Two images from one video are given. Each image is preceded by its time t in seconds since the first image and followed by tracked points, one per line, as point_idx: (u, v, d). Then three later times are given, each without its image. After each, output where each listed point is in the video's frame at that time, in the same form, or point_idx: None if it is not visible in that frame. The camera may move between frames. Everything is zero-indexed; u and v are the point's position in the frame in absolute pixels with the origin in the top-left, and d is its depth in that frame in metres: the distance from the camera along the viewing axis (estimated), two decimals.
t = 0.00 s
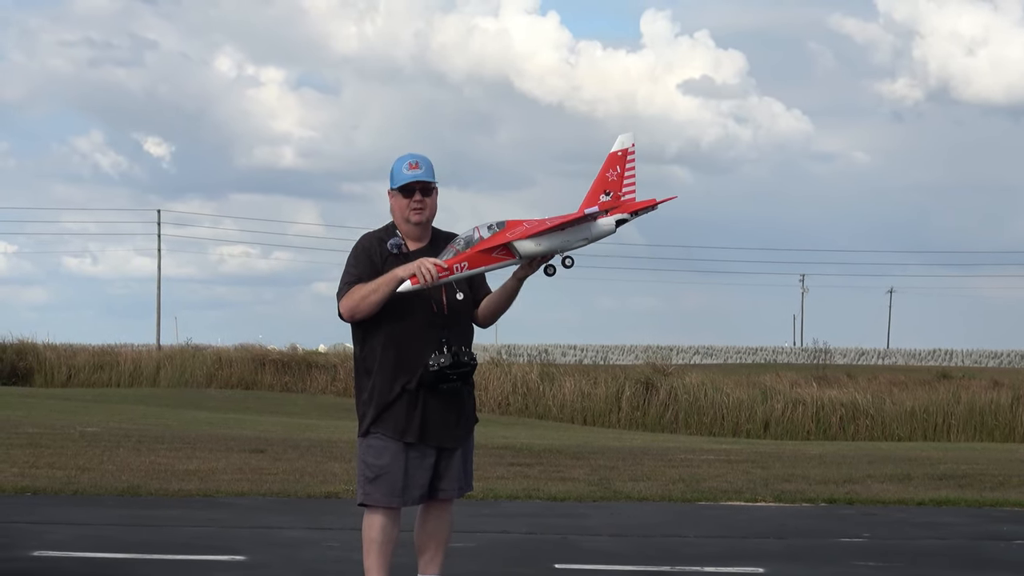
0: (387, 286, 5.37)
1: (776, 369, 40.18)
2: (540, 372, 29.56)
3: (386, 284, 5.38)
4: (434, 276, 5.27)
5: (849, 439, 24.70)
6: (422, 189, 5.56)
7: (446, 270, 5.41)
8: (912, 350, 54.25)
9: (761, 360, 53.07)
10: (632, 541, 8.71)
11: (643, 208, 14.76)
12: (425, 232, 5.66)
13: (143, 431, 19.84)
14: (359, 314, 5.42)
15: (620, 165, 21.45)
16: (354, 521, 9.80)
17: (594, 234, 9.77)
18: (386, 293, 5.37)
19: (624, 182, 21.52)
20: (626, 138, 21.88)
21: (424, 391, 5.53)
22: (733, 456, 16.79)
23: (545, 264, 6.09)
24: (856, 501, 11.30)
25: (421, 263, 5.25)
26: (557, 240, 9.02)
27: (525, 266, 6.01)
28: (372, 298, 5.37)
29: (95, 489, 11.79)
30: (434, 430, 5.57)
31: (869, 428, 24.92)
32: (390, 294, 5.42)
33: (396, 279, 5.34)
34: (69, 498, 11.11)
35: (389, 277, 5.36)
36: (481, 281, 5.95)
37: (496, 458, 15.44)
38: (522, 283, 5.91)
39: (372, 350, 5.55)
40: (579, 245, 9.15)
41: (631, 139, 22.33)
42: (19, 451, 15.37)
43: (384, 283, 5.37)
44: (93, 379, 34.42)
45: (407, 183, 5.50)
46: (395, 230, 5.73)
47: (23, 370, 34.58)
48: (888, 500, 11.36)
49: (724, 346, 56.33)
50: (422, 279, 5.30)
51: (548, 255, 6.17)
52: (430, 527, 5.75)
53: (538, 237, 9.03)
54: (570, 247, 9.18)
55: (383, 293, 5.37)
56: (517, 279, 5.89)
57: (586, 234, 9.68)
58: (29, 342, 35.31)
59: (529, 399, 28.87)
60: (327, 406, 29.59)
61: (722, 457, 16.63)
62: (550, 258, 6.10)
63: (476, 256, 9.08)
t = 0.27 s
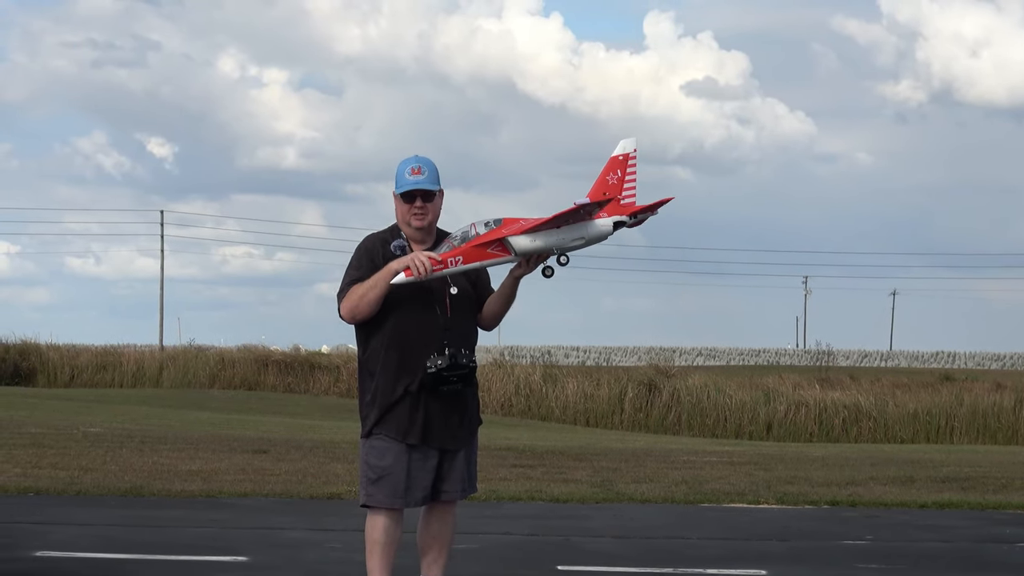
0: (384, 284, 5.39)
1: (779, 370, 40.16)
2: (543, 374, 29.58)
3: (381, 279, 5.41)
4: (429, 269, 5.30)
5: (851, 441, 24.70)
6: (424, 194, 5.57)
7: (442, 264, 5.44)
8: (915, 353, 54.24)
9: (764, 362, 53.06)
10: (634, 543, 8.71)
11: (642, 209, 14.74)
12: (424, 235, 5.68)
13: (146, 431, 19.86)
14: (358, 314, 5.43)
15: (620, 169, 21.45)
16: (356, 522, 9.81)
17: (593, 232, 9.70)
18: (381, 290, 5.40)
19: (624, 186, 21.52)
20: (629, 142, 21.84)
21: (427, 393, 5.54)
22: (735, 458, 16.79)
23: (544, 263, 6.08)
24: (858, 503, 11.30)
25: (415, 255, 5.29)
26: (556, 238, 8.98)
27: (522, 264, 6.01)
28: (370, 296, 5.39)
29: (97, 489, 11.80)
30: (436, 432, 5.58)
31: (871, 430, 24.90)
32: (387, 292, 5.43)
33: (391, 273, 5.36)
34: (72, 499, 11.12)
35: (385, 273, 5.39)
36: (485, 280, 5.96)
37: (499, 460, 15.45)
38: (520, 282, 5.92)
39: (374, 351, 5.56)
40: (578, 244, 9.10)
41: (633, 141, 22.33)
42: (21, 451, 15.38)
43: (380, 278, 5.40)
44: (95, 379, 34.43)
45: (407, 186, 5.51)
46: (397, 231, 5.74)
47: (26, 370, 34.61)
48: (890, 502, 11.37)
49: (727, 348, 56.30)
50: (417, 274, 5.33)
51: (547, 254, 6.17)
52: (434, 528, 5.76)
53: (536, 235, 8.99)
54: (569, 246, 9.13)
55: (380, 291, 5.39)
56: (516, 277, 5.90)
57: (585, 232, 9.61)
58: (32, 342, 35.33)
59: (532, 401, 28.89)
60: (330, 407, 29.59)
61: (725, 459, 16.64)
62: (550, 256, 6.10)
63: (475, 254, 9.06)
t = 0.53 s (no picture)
0: (388, 285, 5.40)
1: (781, 373, 40.13)
2: (545, 375, 29.58)
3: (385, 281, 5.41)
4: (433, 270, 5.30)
5: (853, 443, 24.69)
6: (427, 192, 5.57)
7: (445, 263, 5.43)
8: (917, 355, 54.22)
9: (766, 364, 53.05)
10: (636, 544, 8.71)
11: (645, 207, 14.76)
12: (427, 234, 5.68)
13: (149, 431, 19.87)
14: (361, 314, 5.43)
15: (623, 167, 21.49)
16: (358, 523, 9.82)
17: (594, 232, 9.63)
18: (384, 291, 5.40)
19: (627, 184, 21.55)
20: (630, 142, 21.88)
21: (428, 394, 5.54)
22: (737, 460, 16.78)
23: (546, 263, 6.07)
24: (860, 505, 11.30)
25: (420, 256, 5.27)
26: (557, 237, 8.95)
27: (524, 264, 6.00)
28: (374, 295, 5.40)
29: (99, 489, 11.80)
30: (438, 433, 5.58)
31: (873, 432, 24.90)
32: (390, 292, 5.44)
33: (396, 273, 5.36)
34: (74, 498, 11.14)
35: (389, 274, 5.38)
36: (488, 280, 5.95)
37: (501, 461, 15.45)
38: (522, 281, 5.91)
39: (376, 352, 5.57)
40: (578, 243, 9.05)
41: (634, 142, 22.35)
42: (24, 451, 15.40)
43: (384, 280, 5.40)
44: (97, 379, 34.47)
45: (410, 187, 5.51)
46: (399, 232, 5.75)
47: (28, 370, 34.63)
48: (892, 504, 11.36)
49: (728, 350, 56.29)
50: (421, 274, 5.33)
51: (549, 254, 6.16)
52: (436, 529, 5.76)
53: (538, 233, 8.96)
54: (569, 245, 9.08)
55: (383, 292, 5.40)
56: (517, 277, 5.89)
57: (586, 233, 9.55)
58: (35, 342, 35.36)
59: (534, 402, 28.91)
60: (332, 408, 29.60)
61: (727, 461, 16.64)
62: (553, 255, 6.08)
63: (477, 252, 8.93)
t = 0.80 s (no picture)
0: (383, 273, 5.38)
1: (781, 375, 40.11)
2: (546, 377, 29.57)
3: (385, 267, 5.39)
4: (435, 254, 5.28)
5: (854, 446, 24.67)
6: (441, 194, 5.59)
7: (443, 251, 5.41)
8: (918, 358, 54.19)
9: (766, 367, 53.02)
10: (637, 547, 8.71)
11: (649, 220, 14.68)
12: (434, 235, 5.68)
13: (149, 433, 19.87)
14: (359, 302, 5.42)
15: (625, 176, 21.36)
16: (359, 525, 9.82)
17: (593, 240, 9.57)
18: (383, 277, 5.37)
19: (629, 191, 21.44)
20: (635, 151, 21.76)
21: (431, 396, 5.55)
22: (738, 462, 16.77)
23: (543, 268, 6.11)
24: (860, 508, 11.30)
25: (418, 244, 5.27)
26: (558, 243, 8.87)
27: (522, 267, 6.03)
28: (371, 282, 5.39)
29: (100, 490, 11.80)
30: (439, 435, 5.59)
31: (874, 435, 24.89)
32: (386, 282, 5.43)
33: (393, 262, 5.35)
34: (75, 500, 11.14)
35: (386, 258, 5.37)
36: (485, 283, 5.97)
37: (501, 463, 15.44)
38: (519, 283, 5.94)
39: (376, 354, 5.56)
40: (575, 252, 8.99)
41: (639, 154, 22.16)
42: (24, 452, 15.39)
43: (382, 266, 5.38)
44: (98, 381, 34.47)
45: (424, 189, 5.50)
46: (401, 231, 5.75)
47: (29, 371, 34.63)
48: (892, 507, 11.36)
49: (729, 352, 56.27)
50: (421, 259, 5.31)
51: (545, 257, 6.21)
52: (436, 531, 5.76)
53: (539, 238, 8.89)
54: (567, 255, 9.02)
55: (378, 281, 5.38)
56: (515, 279, 5.92)
57: (583, 240, 9.48)
58: (36, 343, 35.37)
59: (535, 404, 28.89)
60: (332, 410, 29.58)
61: (728, 463, 16.64)
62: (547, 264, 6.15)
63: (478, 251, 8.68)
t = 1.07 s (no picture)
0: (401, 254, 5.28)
1: (783, 373, 40.10)
2: (548, 378, 29.56)
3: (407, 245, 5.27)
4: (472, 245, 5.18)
5: (857, 444, 24.66)
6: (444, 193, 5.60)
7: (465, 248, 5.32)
8: (920, 355, 54.17)
9: (768, 365, 53.01)
10: (641, 547, 8.69)
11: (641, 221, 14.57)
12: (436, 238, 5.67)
13: (152, 437, 19.87)
14: (369, 273, 5.36)
15: (618, 179, 21.55)
16: (361, 528, 9.81)
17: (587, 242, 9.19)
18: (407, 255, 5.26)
19: (621, 194, 21.55)
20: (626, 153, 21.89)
21: (434, 399, 5.55)
22: (741, 461, 16.76)
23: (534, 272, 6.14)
24: (863, 505, 11.29)
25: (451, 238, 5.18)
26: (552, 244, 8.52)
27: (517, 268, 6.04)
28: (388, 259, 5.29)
29: (102, 496, 11.80)
30: (442, 438, 5.59)
31: (877, 432, 24.88)
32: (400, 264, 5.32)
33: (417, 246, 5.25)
34: (78, 505, 11.14)
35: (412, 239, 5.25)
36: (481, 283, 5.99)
37: (503, 464, 15.44)
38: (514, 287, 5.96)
39: (377, 356, 5.53)
40: (570, 257, 8.59)
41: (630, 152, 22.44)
42: (26, 458, 15.39)
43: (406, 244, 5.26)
44: (100, 386, 34.47)
45: (432, 187, 5.50)
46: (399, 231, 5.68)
47: (31, 377, 34.64)
48: (896, 504, 11.35)
49: (731, 351, 56.26)
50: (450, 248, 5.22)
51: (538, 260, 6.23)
52: (437, 533, 5.76)
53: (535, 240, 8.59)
54: (559, 260, 8.63)
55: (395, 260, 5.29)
56: (509, 283, 5.93)
57: (575, 243, 9.10)
58: (38, 349, 35.38)
59: (537, 405, 28.88)
60: (335, 413, 29.59)
61: (731, 462, 16.62)
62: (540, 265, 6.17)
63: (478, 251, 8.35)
